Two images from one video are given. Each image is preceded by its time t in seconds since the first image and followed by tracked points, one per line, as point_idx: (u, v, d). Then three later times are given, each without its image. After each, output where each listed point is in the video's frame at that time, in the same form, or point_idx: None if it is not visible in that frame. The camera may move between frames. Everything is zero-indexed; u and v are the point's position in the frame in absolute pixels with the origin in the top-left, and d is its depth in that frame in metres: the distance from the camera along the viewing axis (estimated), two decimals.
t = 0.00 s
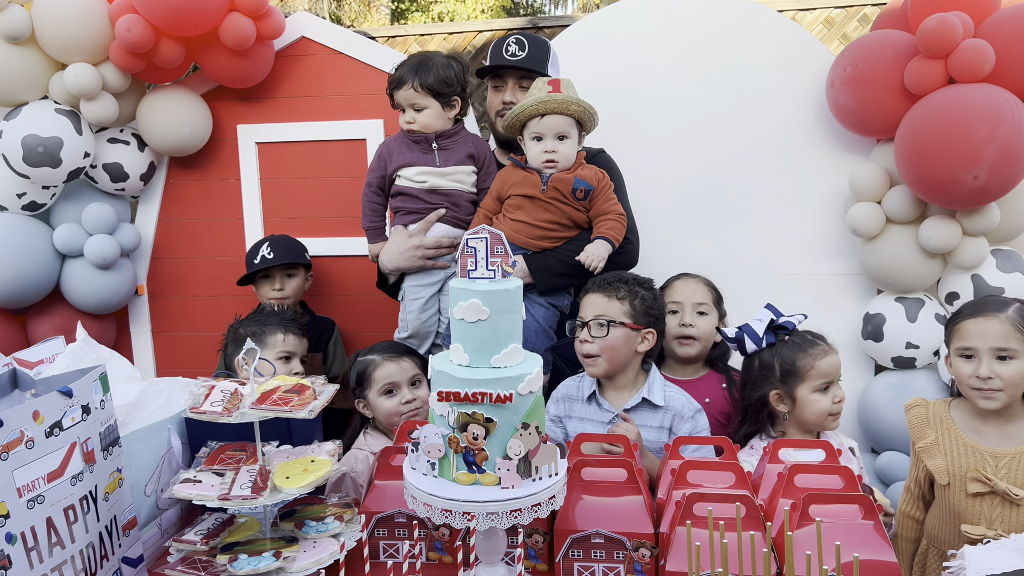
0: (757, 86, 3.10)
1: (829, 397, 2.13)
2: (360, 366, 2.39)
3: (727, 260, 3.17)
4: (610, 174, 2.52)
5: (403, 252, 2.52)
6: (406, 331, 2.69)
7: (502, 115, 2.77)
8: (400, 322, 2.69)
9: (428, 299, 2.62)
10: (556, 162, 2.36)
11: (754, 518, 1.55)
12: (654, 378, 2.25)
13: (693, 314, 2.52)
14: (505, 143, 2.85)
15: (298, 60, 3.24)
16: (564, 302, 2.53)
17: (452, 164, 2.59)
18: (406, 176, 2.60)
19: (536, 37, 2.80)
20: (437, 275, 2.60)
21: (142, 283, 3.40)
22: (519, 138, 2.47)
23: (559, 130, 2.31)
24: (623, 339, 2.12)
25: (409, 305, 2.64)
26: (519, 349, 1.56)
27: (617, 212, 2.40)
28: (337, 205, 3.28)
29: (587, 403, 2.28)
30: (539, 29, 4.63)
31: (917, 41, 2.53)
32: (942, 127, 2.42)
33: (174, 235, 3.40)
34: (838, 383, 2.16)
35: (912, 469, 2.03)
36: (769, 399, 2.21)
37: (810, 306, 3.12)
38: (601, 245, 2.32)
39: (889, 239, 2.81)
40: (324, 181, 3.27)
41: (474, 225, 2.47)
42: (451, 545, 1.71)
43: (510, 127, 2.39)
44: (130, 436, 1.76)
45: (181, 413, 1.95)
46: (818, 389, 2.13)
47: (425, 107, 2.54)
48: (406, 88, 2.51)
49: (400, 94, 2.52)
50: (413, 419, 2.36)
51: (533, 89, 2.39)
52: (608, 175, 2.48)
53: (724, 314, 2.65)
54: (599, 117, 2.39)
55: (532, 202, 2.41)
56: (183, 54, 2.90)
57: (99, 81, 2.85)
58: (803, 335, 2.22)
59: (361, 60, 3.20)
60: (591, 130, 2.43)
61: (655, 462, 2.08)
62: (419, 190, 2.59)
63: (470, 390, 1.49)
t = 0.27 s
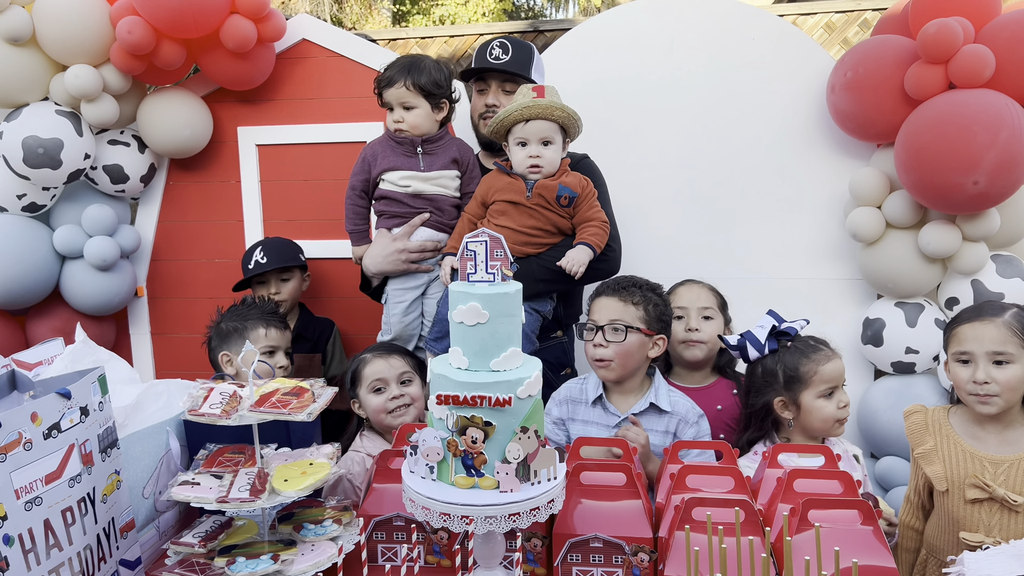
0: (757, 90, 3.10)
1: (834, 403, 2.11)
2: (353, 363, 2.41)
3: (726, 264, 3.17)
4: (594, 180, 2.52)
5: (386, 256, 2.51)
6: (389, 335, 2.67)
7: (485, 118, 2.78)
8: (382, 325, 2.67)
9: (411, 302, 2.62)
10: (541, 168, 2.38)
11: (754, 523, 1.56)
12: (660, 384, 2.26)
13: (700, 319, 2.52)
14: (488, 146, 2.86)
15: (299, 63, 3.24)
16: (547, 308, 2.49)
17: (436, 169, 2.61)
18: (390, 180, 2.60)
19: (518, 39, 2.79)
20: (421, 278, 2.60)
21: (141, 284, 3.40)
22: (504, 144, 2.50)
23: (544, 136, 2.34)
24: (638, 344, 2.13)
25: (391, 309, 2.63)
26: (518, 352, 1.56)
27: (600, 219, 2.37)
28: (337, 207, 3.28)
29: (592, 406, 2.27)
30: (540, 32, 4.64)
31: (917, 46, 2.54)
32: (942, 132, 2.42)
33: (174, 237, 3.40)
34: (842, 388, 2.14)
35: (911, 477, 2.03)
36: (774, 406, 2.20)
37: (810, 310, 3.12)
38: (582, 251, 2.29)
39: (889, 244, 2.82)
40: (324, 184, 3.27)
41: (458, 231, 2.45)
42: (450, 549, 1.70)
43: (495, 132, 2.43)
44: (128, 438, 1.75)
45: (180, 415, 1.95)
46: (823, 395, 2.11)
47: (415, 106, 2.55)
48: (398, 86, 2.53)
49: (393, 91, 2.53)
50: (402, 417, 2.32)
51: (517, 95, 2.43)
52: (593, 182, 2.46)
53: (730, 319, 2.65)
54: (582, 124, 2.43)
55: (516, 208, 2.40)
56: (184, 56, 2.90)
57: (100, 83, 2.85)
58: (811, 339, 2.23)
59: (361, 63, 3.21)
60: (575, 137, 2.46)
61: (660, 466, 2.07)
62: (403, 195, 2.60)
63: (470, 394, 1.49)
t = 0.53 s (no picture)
0: (757, 96, 3.10)
1: (841, 407, 2.14)
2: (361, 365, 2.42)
3: (726, 269, 3.17)
4: (580, 188, 2.54)
5: (372, 260, 2.51)
6: (371, 338, 2.68)
7: (471, 125, 2.78)
8: (365, 328, 2.68)
9: (395, 306, 2.62)
10: (529, 177, 2.36)
11: (753, 529, 1.55)
12: (662, 388, 2.27)
13: (700, 322, 2.52)
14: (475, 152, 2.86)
15: (300, 67, 3.24)
16: (533, 315, 2.52)
17: (425, 173, 2.61)
18: (378, 182, 2.60)
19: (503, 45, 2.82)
20: (404, 283, 2.61)
21: (142, 287, 3.40)
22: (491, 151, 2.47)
23: (533, 145, 2.31)
24: (648, 348, 2.13)
25: (374, 313, 2.64)
26: (518, 356, 1.56)
27: (588, 228, 2.41)
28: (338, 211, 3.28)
29: (597, 410, 2.26)
30: (541, 37, 4.64)
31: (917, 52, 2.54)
32: (942, 138, 2.42)
33: (174, 239, 3.40)
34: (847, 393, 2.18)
35: (909, 484, 2.02)
36: (783, 412, 2.19)
37: (810, 315, 3.12)
38: (569, 258, 2.33)
39: (890, 249, 2.82)
40: (325, 187, 3.27)
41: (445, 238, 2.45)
42: (448, 553, 1.70)
43: (483, 140, 2.39)
44: (128, 441, 1.75)
45: (179, 418, 1.94)
46: (833, 399, 2.13)
47: (411, 107, 2.58)
48: (396, 86, 2.54)
49: (390, 90, 2.54)
50: (399, 424, 2.34)
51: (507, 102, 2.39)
52: (580, 194, 2.49)
53: (730, 322, 2.65)
54: (572, 133, 2.39)
55: (505, 216, 2.40)
56: (185, 59, 2.90)
57: (101, 86, 2.86)
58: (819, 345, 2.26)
59: (362, 67, 3.21)
60: (563, 146, 2.44)
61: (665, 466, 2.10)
62: (391, 198, 2.59)
63: (470, 398, 1.49)
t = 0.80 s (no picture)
0: (758, 101, 3.11)
1: (844, 413, 2.18)
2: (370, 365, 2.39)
3: (727, 274, 3.18)
4: (575, 196, 2.57)
5: (370, 265, 2.52)
6: (363, 344, 2.68)
7: (471, 133, 2.82)
8: (356, 333, 2.69)
9: (389, 312, 2.63)
10: (530, 186, 2.37)
11: (753, 533, 1.55)
12: (665, 391, 2.27)
13: (697, 323, 2.51)
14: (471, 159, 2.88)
15: (302, 71, 3.25)
16: (529, 320, 2.52)
17: (425, 180, 2.63)
18: (378, 187, 2.59)
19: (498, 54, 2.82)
20: (400, 288, 2.62)
21: (143, 291, 3.40)
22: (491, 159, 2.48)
23: (534, 155, 2.32)
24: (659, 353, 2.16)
25: (369, 318, 2.64)
26: (519, 361, 1.56)
27: (585, 237, 2.47)
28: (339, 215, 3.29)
29: (600, 414, 2.26)
30: (542, 42, 4.66)
31: (917, 58, 2.55)
32: (942, 144, 2.43)
33: (175, 243, 3.41)
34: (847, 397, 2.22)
35: (906, 486, 2.03)
36: (790, 417, 2.19)
37: (811, 321, 3.13)
38: (570, 265, 2.36)
39: (890, 255, 2.83)
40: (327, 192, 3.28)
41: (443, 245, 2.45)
42: (449, 558, 1.71)
43: (483, 150, 2.39)
44: (129, 445, 1.75)
45: (181, 422, 1.95)
46: (838, 404, 2.16)
47: (420, 112, 2.58)
48: (408, 89, 2.53)
49: (402, 94, 2.52)
50: (402, 428, 2.34)
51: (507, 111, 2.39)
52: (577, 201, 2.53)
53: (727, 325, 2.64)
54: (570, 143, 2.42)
55: (507, 223, 2.40)
56: (188, 63, 2.91)
57: (104, 90, 2.86)
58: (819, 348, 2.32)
59: (364, 72, 3.22)
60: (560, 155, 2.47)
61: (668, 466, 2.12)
62: (391, 203, 2.59)
63: (471, 402, 1.49)
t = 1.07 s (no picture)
0: (757, 105, 3.12)
1: (840, 421, 2.16)
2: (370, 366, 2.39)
3: (726, 278, 3.18)
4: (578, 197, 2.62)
5: (379, 268, 2.51)
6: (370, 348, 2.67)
7: (486, 136, 2.83)
8: (362, 338, 2.68)
9: (396, 315, 2.64)
10: (540, 186, 2.41)
11: (753, 537, 1.55)
12: (666, 395, 2.27)
13: (697, 324, 2.52)
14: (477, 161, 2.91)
15: (302, 75, 3.26)
16: (537, 320, 2.57)
17: (433, 181, 2.64)
18: (385, 189, 2.58)
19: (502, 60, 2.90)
20: (407, 291, 2.63)
21: (142, 293, 3.40)
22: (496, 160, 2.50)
23: (545, 155, 2.38)
24: (654, 358, 2.15)
25: (376, 322, 2.64)
26: (519, 364, 1.57)
27: (594, 236, 2.52)
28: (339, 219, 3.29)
29: (601, 416, 2.26)
30: (542, 46, 4.67)
31: (916, 63, 2.56)
32: (942, 149, 2.43)
33: (175, 246, 3.41)
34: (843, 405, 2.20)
35: (903, 487, 2.03)
36: (781, 423, 2.19)
37: (810, 324, 3.13)
38: (580, 263, 2.40)
39: (889, 259, 2.83)
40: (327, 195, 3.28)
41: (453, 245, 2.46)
42: (449, 561, 1.70)
43: (494, 149, 2.43)
44: (129, 447, 1.75)
45: (180, 424, 1.95)
46: (831, 412, 2.15)
47: (430, 112, 2.59)
48: (420, 90, 2.52)
49: (414, 95, 2.52)
50: (403, 428, 2.34)
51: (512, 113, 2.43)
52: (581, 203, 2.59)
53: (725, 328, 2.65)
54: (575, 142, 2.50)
55: (516, 223, 2.41)
56: (188, 66, 2.92)
57: (104, 93, 2.87)
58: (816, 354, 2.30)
59: (365, 76, 3.23)
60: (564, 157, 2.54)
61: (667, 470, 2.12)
62: (399, 205, 2.60)
63: (471, 406, 1.49)
